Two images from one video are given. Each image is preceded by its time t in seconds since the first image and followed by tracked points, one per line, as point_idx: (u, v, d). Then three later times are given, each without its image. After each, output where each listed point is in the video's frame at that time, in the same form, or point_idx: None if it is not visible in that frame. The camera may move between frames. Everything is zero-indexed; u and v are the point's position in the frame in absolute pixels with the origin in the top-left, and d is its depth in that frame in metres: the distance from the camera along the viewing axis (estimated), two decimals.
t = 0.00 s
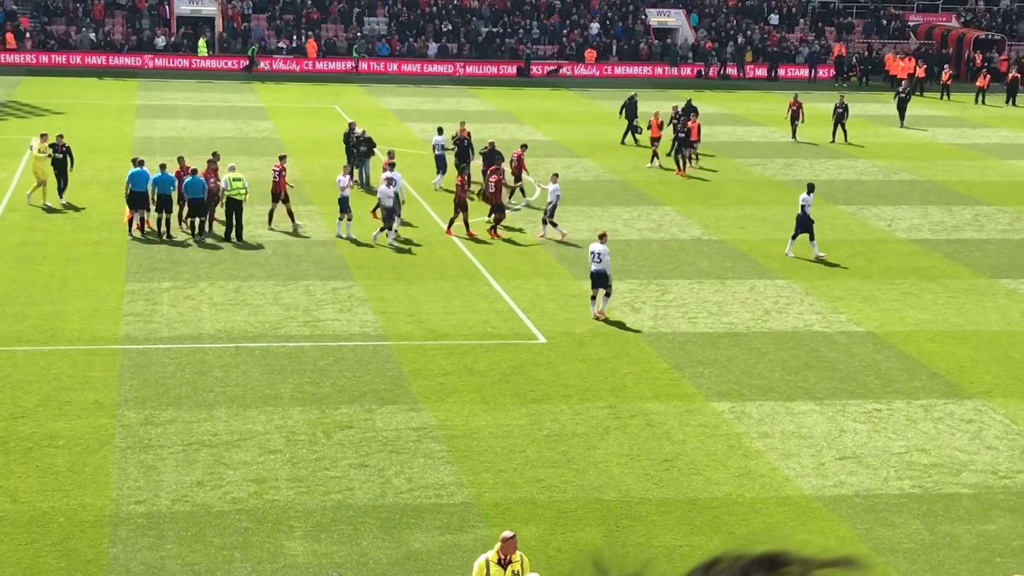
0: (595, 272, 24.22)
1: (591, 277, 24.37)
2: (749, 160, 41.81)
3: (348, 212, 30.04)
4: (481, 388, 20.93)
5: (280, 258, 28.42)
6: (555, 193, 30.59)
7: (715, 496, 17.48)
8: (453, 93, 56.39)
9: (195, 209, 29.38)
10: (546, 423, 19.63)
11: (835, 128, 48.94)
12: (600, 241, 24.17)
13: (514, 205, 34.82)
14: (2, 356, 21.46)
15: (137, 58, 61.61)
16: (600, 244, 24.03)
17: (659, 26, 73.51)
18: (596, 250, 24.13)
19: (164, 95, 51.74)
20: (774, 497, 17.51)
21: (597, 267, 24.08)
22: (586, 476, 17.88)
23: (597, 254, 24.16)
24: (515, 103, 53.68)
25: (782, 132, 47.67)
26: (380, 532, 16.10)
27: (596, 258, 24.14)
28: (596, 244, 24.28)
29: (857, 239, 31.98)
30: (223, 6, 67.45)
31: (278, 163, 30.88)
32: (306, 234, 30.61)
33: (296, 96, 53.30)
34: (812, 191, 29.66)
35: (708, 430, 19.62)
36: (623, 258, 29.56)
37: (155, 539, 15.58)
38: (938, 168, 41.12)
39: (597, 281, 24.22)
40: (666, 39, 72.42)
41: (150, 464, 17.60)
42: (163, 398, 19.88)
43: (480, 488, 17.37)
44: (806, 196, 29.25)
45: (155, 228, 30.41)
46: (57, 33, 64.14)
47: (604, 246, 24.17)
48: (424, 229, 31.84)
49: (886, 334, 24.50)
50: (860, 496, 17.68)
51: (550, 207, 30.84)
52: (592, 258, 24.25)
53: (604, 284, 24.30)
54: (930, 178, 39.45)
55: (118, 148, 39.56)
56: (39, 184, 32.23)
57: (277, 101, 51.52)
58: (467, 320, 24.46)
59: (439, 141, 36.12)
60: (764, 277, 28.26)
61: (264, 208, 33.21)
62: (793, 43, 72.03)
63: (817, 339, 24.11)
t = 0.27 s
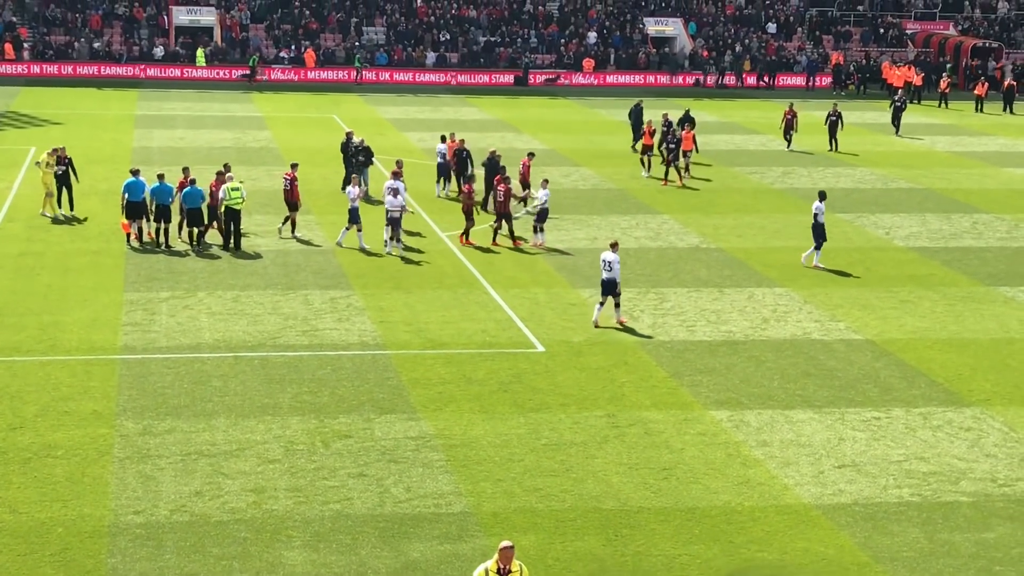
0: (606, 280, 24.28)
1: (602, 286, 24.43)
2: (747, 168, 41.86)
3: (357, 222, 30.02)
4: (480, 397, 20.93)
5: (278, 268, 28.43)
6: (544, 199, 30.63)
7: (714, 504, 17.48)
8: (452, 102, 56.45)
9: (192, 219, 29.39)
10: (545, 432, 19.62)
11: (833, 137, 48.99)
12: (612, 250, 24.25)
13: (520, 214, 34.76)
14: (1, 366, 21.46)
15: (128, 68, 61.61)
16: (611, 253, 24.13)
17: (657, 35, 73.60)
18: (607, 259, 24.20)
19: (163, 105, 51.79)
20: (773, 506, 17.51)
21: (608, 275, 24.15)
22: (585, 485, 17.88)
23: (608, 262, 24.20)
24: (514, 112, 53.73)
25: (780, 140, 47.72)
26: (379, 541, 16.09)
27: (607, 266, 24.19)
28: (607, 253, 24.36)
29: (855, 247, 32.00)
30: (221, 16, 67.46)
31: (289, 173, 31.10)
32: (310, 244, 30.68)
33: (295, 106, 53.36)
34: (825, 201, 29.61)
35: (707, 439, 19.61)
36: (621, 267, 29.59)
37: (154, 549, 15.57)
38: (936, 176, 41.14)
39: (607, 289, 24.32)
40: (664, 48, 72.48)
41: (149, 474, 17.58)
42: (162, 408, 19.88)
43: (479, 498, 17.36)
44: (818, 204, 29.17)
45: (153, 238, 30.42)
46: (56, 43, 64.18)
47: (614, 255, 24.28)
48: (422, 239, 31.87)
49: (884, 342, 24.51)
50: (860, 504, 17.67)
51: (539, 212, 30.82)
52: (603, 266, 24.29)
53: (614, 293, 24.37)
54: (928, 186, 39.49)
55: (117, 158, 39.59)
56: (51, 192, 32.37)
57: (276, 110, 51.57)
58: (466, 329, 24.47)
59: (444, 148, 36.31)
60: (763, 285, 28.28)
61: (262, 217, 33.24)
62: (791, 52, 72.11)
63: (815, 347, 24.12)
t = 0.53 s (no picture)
0: (620, 284, 24.68)
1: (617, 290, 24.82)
2: (751, 175, 41.85)
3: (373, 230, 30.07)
4: (484, 405, 20.91)
5: (282, 276, 28.45)
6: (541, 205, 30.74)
7: (719, 512, 17.45)
8: (456, 110, 56.50)
9: (196, 227, 29.43)
10: (549, 440, 19.60)
11: (837, 143, 48.97)
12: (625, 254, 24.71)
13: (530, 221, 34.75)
14: (6, 375, 21.46)
15: (129, 76, 61.73)
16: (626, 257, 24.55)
17: (660, 42, 73.59)
18: (620, 264, 24.66)
19: (167, 114, 51.85)
20: (777, 513, 17.48)
21: (622, 278, 24.58)
22: (589, 493, 17.85)
23: (622, 266, 24.67)
24: (517, 120, 53.76)
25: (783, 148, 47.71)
26: (383, 549, 16.08)
27: (622, 269, 24.65)
28: (621, 258, 24.81)
29: (859, 254, 31.98)
30: (225, 24, 67.83)
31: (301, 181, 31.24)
32: (314, 252, 30.73)
33: (299, 114, 53.42)
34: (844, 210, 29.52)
35: (711, 447, 19.59)
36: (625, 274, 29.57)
37: (158, 558, 15.57)
38: (940, 183, 41.11)
39: (624, 292, 24.69)
40: (667, 56, 72.48)
41: (153, 482, 17.58)
42: (166, 417, 19.88)
43: (483, 505, 17.35)
44: (837, 214, 29.12)
45: (156, 247, 30.46)
46: (60, 52, 64.25)
47: (628, 259, 24.72)
48: (426, 246, 31.88)
49: (889, 349, 24.48)
50: (864, 512, 17.64)
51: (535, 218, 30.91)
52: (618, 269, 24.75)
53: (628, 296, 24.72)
54: (932, 193, 39.47)
55: (121, 166, 39.63)
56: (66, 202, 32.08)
57: (280, 118, 51.64)
58: (470, 337, 24.46)
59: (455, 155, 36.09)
60: (767, 293, 28.26)
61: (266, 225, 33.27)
62: (795, 59, 72.11)
63: (820, 355, 24.10)
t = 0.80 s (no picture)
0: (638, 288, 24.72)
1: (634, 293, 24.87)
2: (757, 179, 41.83)
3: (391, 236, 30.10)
4: (490, 409, 20.90)
5: (288, 281, 28.48)
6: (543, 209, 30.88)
7: (725, 516, 17.42)
8: (462, 115, 56.54)
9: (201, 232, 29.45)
10: (556, 445, 19.59)
11: (843, 147, 48.95)
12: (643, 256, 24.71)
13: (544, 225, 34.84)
14: (13, 381, 21.49)
15: (127, 82, 61.91)
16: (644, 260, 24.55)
17: (666, 46, 73.58)
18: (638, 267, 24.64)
19: (174, 119, 51.94)
20: (785, 517, 17.45)
21: (642, 282, 24.60)
22: (595, 498, 17.83)
23: (640, 269, 24.65)
24: (523, 124, 53.77)
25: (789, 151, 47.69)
26: (390, 554, 16.07)
27: (641, 273, 24.64)
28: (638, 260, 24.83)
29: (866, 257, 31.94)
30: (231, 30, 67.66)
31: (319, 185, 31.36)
32: (320, 257, 30.75)
33: (305, 119, 53.48)
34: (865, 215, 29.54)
35: (718, 451, 19.56)
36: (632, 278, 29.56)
37: (165, 563, 15.58)
38: (946, 186, 41.05)
39: (642, 296, 24.73)
40: (673, 60, 72.47)
41: (160, 488, 17.59)
42: (173, 422, 19.89)
43: (489, 510, 17.34)
44: (860, 218, 29.13)
45: (162, 252, 30.48)
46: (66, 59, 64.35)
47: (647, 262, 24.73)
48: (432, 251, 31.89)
49: (896, 353, 24.44)
50: (872, 516, 17.60)
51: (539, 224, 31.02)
52: (635, 272, 24.72)
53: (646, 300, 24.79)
54: (939, 197, 39.42)
55: (127, 172, 39.68)
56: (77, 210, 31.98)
57: (286, 124, 51.70)
58: (476, 342, 24.46)
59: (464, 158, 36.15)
60: (773, 296, 28.23)
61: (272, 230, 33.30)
62: (801, 63, 72.08)
63: (826, 358, 24.07)
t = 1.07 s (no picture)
0: (651, 284, 25.02)
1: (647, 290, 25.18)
2: (761, 179, 41.81)
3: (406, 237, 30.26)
4: (495, 411, 20.90)
5: (293, 283, 28.49)
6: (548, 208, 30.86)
7: (731, 517, 17.42)
8: (466, 116, 56.58)
9: (207, 234, 29.47)
10: (561, 446, 19.60)
11: (847, 147, 48.92)
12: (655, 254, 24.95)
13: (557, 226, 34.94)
14: (18, 384, 21.50)
15: (124, 84, 61.97)
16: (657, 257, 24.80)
17: (670, 47, 73.59)
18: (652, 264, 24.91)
19: (177, 122, 51.99)
20: (790, 518, 17.44)
21: (654, 280, 24.90)
22: (600, 499, 17.83)
23: (655, 266, 24.91)
24: (527, 125, 53.79)
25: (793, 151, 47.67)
26: (395, 556, 16.08)
27: (654, 270, 24.91)
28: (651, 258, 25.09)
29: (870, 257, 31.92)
30: (235, 32, 67.70)
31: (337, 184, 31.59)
32: (323, 258, 30.79)
33: (309, 121, 53.53)
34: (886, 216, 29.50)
35: (723, 451, 19.55)
36: (635, 279, 29.58)
37: (171, 565, 15.59)
38: (951, 186, 41.02)
39: (653, 292, 25.07)
40: (677, 60, 72.44)
41: (165, 490, 17.61)
42: (178, 425, 19.90)
43: (495, 511, 17.34)
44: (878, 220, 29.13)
45: (167, 254, 30.51)
46: (70, 62, 64.44)
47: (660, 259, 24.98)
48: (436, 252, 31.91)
49: (901, 353, 24.42)
50: (877, 516, 17.59)
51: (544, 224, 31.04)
52: (650, 268, 25.00)
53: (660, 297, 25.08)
54: (944, 196, 39.37)
55: (132, 175, 39.72)
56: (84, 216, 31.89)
57: (290, 126, 51.75)
58: (481, 343, 24.46)
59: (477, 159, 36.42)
60: (778, 297, 28.21)
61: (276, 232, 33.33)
62: (805, 64, 72.01)
63: (831, 358, 24.06)
